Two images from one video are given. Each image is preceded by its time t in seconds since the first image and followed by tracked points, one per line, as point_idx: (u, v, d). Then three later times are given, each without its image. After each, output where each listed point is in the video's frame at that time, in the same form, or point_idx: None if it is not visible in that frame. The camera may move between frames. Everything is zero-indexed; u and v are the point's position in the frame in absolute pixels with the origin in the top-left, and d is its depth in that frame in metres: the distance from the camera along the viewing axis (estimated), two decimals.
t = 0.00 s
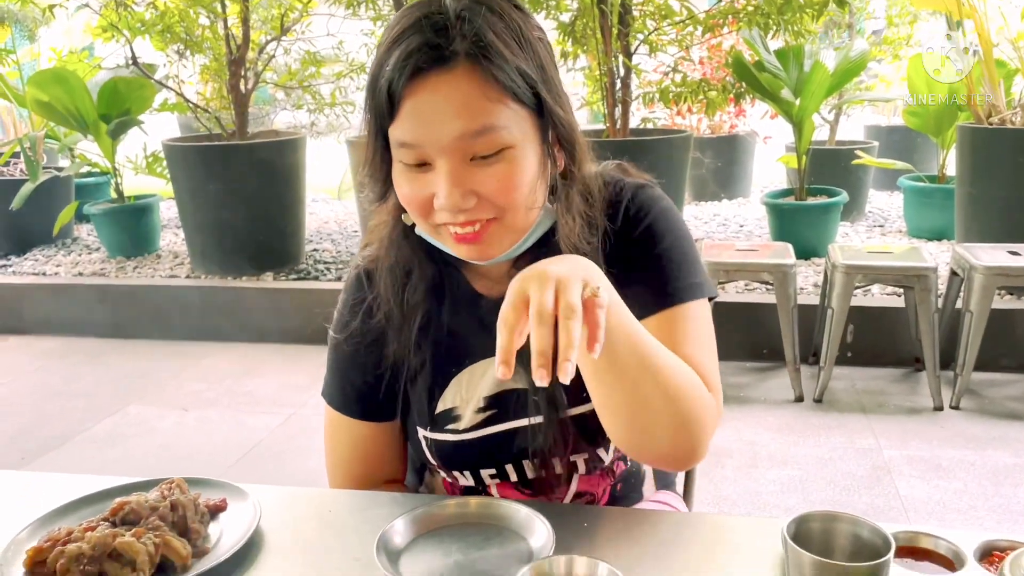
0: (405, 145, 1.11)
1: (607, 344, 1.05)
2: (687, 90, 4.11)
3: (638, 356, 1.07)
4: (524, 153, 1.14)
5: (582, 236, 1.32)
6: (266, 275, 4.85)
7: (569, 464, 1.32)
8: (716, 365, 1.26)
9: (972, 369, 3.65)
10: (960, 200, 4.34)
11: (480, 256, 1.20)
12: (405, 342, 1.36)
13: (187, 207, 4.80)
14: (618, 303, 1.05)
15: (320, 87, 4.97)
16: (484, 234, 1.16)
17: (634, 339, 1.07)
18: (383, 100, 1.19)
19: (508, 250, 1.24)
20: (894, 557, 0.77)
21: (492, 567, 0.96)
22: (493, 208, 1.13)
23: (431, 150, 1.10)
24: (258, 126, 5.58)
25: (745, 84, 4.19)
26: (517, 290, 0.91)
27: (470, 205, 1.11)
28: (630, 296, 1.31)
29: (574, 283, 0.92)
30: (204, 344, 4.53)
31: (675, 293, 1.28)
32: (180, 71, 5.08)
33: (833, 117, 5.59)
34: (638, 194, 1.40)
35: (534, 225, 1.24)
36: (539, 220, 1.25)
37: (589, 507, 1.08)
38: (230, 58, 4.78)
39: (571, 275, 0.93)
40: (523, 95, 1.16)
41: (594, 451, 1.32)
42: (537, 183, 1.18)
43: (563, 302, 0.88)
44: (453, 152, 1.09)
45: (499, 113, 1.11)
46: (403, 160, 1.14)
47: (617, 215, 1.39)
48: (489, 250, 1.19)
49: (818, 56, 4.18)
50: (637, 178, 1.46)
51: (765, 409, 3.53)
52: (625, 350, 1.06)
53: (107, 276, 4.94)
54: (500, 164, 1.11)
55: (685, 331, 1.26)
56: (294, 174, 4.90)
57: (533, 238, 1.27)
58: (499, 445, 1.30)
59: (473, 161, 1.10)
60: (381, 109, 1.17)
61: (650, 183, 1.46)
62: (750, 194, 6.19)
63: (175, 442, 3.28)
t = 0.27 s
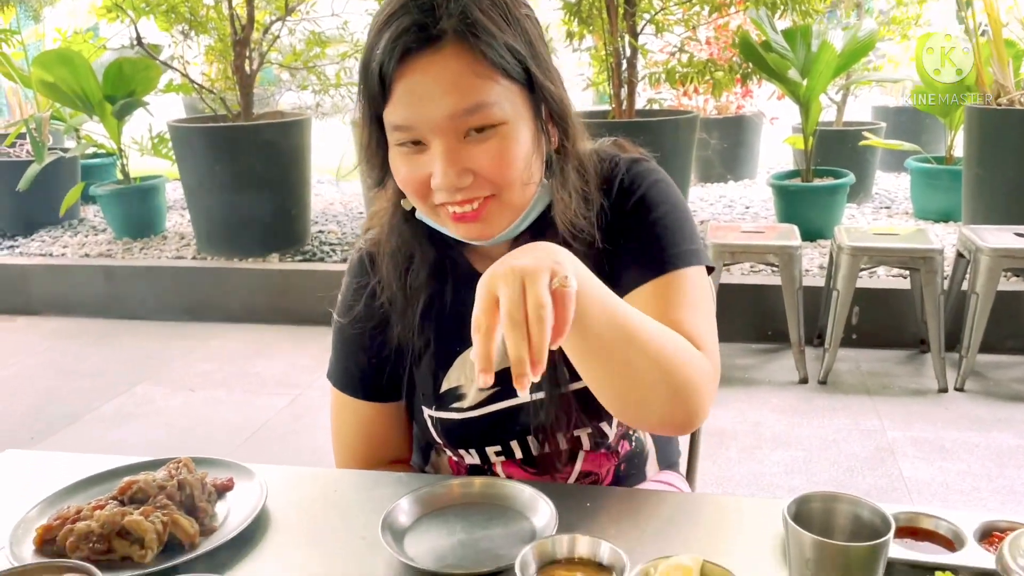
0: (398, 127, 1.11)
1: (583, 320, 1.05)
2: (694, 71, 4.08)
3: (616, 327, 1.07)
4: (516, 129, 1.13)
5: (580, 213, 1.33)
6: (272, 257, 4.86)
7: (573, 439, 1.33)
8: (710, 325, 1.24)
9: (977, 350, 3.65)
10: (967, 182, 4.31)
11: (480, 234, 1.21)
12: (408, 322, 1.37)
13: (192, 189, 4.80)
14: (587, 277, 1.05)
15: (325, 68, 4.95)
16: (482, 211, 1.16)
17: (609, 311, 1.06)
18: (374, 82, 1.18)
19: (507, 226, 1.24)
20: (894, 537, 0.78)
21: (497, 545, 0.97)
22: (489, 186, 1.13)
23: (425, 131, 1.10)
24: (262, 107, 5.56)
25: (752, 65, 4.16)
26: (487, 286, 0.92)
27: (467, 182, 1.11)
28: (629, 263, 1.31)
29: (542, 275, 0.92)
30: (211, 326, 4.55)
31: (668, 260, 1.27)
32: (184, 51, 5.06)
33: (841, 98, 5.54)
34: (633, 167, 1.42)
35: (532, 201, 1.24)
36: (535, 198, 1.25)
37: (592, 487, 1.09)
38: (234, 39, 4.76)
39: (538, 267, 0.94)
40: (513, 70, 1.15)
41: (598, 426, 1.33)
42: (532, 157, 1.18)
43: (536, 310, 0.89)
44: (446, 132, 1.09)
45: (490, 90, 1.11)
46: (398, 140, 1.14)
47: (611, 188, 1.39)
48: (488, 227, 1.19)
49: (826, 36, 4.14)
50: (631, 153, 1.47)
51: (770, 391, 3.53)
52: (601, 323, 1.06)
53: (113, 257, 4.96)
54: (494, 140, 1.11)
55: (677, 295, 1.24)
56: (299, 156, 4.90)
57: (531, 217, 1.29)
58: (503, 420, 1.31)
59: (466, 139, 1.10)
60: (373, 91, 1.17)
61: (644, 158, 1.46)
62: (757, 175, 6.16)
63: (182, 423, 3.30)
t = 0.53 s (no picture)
0: (406, 85, 1.12)
1: (575, 294, 1.06)
2: (704, 41, 4.04)
3: (609, 299, 1.08)
4: (523, 84, 1.14)
5: (585, 169, 1.33)
6: (282, 228, 4.88)
7: (578, 400, 1.35)
8: (708, 290, 1.25)
9: (985, 321, 3.65)
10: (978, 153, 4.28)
11: (489, 194, 1.21)
12: (414, 285, 1.39)
13: (202, 160, 4.81)
14: (578, 254, 1.06)
15: (332, 38, 4.92)
16: (491, 168, 1.17)
17: (601, 284, 1.08)
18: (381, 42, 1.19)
19: (515, 186, 1.25)
20: (896, 492, 0.80)
21: (507, 501, 1.00)
22: (497, 142, 1.14)
23: (433, 88, 1.11)
24: (270, 78, 5.55)
25: (763, 34, 4.12)
26: (480, 271, 0.94)
27: (476, 138, 1.12)
28: (630, 228, 1.31)
29: (535, 260, 0.94)
30: (222, 296, 4.58)
31: (668, 227, 1.27)
32: (192, 21, 5.04)
33: (852, 68, 5.48)
34: (636, 133, 1.42)
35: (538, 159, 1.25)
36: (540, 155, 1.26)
37: (600, 445, 1.12)
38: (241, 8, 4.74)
39: (531, 250, 0.95)
40: (518, 27, 1.16)
41: (602, 388, 1.35)
42: (539, 114, 1.19)
43: (531, 298, 0.91)
44: (454, 88, 1.10)
45: (496, 46, 1.11)
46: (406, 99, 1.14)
47: (615, 151, 1.40)
48: (497, 186, 1.20)
49: (838, 5, 4.09)
50: (636, 119, 1.47)
51: (778, 361, 3.54)
52: (593, 296, 1.07)
53: (124, 228, 4.99)
54: (502, 96, 1.12)
55: (674, 263, 1.25)
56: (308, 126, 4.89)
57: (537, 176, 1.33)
58: (508, 382, 1.35)
59: (474, 95, 1.11)
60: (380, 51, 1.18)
61: (648, 123, 1.46)
62: (767, 147, 6.12)
63: (194, 391, 3.34)
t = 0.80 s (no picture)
0: (417, 12, 1.10)
1: (592, 223, 1.06)
2: None
3: (627, 229, 1.08)
4: (534, 9, 1.13)
5: (598, 98, 1.32)
6: (296, 177, 4.88)
7: (592, 332, 1.36)
8: (722, 225, 1.25)
9: (1003, 271, 3.62)
10: (1001, 100, 4.20)
11: (499, 122, 1.22)
12: (428, 217, 1.40)
13: (216, 109, 4.80)
14: (596, 183, 1.06)
15: None
16: (501, 97, 1.17)
17: (618, 214, 1.07)
18: None
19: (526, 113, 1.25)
20: (911, 406, 0.81)
21: (526, 421, 1.01)
22: (508, 69, 1.14)
23: (444, 15, 1.08)
24: (282, 26, 5.49)
25: None
26: (499, 198, 0.93)
27: (487, 65, 1.11)
28: (645, 161, 1.30)
29: (554, 185, 0.93)
30: (238, 245, 4.61)
31: (686, 160, 1.26)
32: None
33: (874, 14, 5.36)
34: (652, 63, 1.40)
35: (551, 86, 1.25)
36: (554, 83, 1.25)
37: (618, 372, 1.13)
38: None
39: (549, 177, 0.94)
40: None
41: (615, 319, 1.36)
42: (550, 39, 1.18)
43: (549, 223, 0.91)
44: (465, 14, 1.08)
45: None
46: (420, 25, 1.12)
47: (630, 81, 1.38)
48: (507, 113, 1.20)
49: None
50: (652, 48, 1.45)
51: (792, 310, 3.54)
52: (610, 224, 1.07)
53: (140, 177, 5.00)
54: (513, 22, 1.11)
55: (693, 195, 1.24)
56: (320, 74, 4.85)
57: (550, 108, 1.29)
58: (523, 312, 1.34)
59: (484, 22, 1.09)
60: None
61: (666, 54, 1.44)
62: (784, 96, 6.03)
63: (212, 336, 3.38)
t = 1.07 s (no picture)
0: None
1: (623, 110, 1.05)
2: None
3: (660, 117, 1.07)
4: None
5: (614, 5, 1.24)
6: (311, 107, 4.81)
7: (614, 248, 1.33)
8: (762, 125, 1.22)
9: None
10: None
11: (513, 36, 1.18)
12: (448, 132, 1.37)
13: (228, 37, 4.71)
14: (626, 67, 1.04)
15: None
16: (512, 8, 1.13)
17: (652, 101, 1.06)
18: None
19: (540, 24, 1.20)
20: (944, 308, 0.80)
21: (549, 329, 1.01)
22: None
23: None
24: None
25: None
26: (522, 82, 0.92)
27: None
28: (676, 70, 1.27)
29: (576, 67, 0.91)
30: (255, 176, 4.59)
31: (720, 60, 1.23)
32: None
33: None
34: None
35: None
36: None
37: (642, 284, 1.12)
38: None
39: (573, 59, 0.93)
40: None
41: (639, 235, 1.33)
42: None
43: (570, 105, 0.88)
44: None
45: None
46: None
47: None
48: (519, 26, 1.16)
49: None
50: None
51: (815, 239, 3.49)
52: (644, 112, 1.06)
53: (155, 108, 4.95)
54: None
55: (730, 94, 1.21)
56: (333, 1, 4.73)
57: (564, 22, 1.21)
58: (545, 229, 1.33)
59: None
60: None
61: None
62: (811, 22, 5.83)
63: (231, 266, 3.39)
